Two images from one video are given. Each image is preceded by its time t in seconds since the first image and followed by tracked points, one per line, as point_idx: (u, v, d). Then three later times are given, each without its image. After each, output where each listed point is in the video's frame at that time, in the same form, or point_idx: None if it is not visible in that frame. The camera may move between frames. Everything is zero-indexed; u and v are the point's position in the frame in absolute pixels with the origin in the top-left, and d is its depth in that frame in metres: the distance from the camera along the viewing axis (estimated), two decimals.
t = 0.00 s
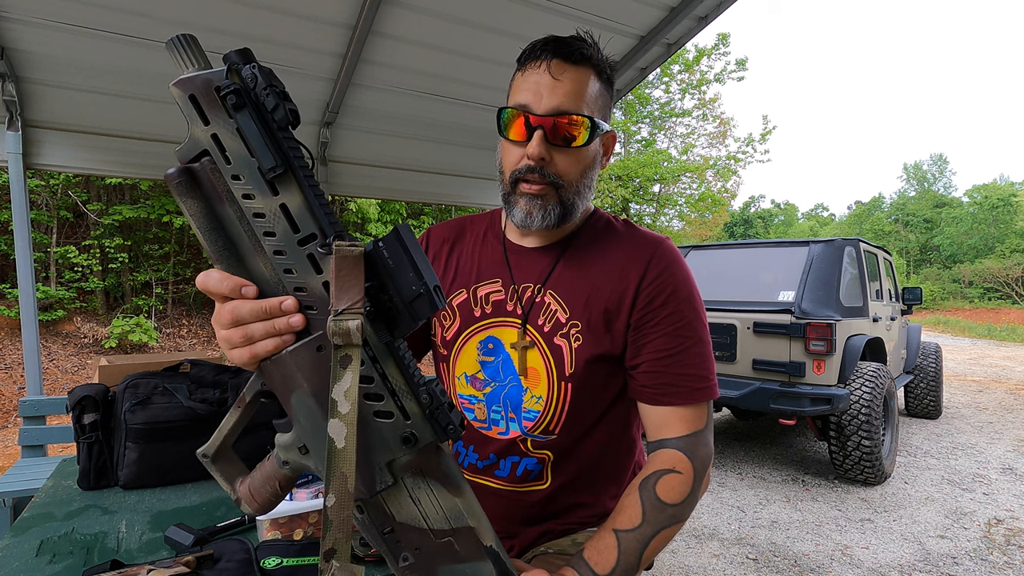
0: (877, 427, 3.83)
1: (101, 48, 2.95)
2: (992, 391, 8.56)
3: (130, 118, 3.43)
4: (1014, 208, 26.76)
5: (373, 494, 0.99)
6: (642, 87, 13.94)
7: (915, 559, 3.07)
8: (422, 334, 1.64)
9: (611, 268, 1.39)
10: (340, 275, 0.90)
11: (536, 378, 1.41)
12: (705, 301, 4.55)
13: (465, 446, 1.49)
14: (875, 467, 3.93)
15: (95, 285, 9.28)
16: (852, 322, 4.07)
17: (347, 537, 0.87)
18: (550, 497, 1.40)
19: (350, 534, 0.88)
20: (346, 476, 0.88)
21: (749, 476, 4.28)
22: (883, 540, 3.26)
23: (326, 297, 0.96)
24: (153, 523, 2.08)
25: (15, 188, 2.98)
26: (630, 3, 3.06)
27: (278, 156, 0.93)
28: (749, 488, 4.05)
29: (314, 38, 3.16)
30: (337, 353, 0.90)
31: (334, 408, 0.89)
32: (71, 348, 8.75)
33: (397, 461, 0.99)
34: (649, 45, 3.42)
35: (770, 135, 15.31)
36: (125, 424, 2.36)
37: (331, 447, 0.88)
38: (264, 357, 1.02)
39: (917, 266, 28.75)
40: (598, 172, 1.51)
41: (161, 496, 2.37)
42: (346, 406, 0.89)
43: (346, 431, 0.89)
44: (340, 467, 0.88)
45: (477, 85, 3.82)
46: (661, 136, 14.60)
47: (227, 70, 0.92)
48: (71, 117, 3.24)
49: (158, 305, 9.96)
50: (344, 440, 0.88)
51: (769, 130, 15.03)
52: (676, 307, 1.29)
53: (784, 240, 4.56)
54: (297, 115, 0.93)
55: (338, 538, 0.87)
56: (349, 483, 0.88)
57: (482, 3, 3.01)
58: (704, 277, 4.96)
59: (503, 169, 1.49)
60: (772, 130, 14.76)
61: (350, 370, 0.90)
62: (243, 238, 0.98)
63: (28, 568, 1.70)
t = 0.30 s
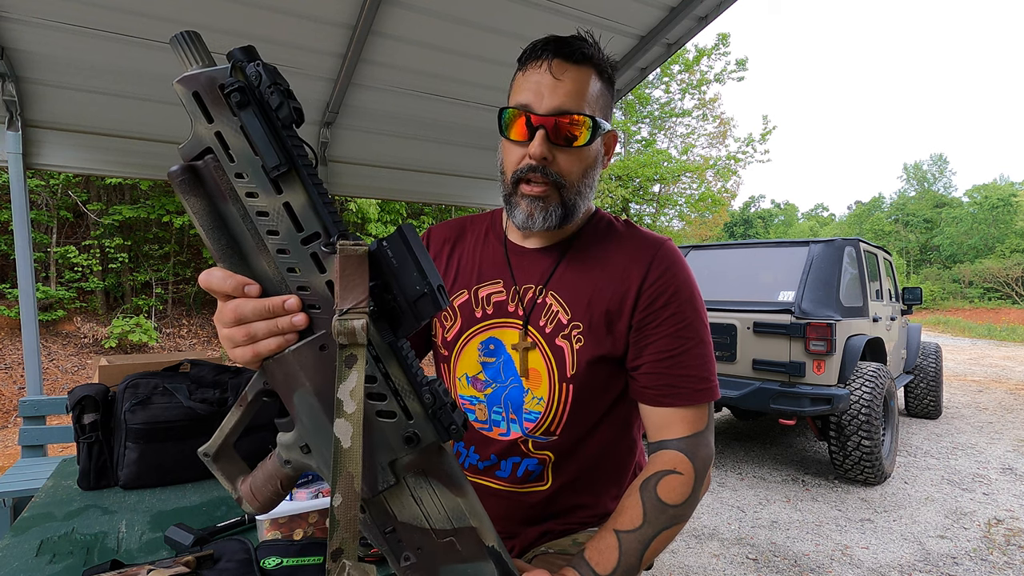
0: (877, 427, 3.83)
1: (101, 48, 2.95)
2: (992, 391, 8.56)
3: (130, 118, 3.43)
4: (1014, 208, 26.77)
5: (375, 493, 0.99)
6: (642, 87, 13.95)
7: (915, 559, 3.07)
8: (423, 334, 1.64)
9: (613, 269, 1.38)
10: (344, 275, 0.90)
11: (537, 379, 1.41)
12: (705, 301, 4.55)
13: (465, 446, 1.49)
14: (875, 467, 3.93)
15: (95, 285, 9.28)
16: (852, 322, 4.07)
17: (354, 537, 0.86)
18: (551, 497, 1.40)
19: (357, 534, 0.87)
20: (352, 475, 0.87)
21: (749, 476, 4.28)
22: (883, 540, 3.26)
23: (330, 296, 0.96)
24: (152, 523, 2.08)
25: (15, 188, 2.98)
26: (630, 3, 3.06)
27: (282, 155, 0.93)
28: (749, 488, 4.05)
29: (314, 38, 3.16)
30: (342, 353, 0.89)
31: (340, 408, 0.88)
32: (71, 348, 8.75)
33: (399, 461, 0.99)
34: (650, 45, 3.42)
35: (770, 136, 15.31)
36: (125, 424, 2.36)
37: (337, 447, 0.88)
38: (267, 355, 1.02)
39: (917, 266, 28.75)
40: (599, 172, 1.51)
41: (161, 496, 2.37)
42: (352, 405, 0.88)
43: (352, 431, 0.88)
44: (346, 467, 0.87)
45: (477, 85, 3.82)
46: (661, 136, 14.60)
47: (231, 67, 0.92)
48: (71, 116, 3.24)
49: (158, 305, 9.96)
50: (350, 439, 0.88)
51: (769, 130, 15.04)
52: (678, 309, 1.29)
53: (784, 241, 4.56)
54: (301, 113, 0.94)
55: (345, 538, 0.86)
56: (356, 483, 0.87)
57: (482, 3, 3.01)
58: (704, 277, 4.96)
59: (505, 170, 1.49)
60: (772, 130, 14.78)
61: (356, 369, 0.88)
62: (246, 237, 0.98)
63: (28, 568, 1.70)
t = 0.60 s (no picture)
0: (877, 427, 3.83)
1: (100, 48, 2.95)
2: (992, 392, 8.56)
3: (130, 118, 3.43)
4: (1014, 208, 26.76)
5: (375, 491, 0.99)
6: (642, 87, 13.95)
7: (915, 559, 3.07)
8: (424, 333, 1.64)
9: (610, 266, 1.39)
10: (346, 272, 0.90)
11: (537, 374, 1.41)
12: (705, 301, 4.55)
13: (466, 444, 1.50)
14: (875, 467, 3.93)
15: (95, 285, 9.29)
16: (852, 322, 4.07)
17: (351, 533, 0.86)
18: (551, 495, 1.40)
19: (354, 530, 0.87)
20: (350, 473, 0.87)
21: (749, 476, 4.28)
22: (883, 540, 3.26)
23: (332, 293, 0.96)
24: (153, 523, 2.08)
25: (15, 188, 2.98)
26: (630, 3, 3.06)
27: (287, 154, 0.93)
28: (749, 488, 4.05)
29: (314, 38, 3.16)
30: (342, 349, 0.89)
31: (340, 405, 0.88)
32: (71, 348, 8.76)
33: (400, 459, 0.99)
34: (650, 45, 3.42)
35: (770, 136, 15.30)
36: (124, 424, 2.36)
37: (336, 444, 0.88)
38: (269, 352, 1.02)
39: (917, 266, 28.75)
40: (600, 163, 1.53)
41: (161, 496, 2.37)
42: (352, 402, 0.88)
43: (350, 428, 0.88)
44: (344, 463, 0.87)
45: (477, 85, 3.82)
46: (661, 136, 14.60)
47: (237, 67, 0.92)
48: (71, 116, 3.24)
49: (158, 305, 9.96)
50: (349, 436, 0.88)
51: (769, 130, 15.04)
52: (675, 306, 1.30)
53: (784, 241, 4.56)
54: (306, 113, 0.94)
55: (342, 534, 0.86)
56: (353, 480, 0.87)
57: (482, 3, 3.01)
58: (704, 277, 4.96)
59: (509, 160, 1.47)
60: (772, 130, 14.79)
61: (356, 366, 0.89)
62: (251, 235, 0.98)
63: (28, 568, 1.70)
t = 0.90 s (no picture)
0: (877, 427, 3.83)
1: (100, 48, 2.95)
2: (992, 391, 8.56)
3: (130, 118, 3.43)
4: (1014, 208, 26.75)
5: (370, 485, 0.98)
6: (642, 87, 13.95)
7: (915, 559, 3.07)
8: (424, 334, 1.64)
9: (607, 269, 1.39)
10: (348, 268, 0.90)
11: (535, 376, 1.41)
12: (705, 301, 4.55)
13: (463, 444, 1.50)
14: (875, 467, 3.93)
15: (95, 285, 9.29)
16: (852, 322, 4.07)
17: (353, 521, 0.87)
18: (549, 495, 1.40)
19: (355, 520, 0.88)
20: (352, 463, 0.88)
21: (749, 476, 4.29)
22: (883, 540, 3.26)
23: (334, 290, 0.96)
24: (153, 523, 2.08)
25: (15, 189, 2.98)
26: (630, 3, 3.06)
27: (294, 153, 0.93)
28: (749, 488, 4.05)
29: (314, 38, 3.16)
30: (343, 344, 0.90)
31: (341, 398, 0.88)
32: (71, 348, 8.76)
33: (394, 453, 0.99)
34: (650, 45, 3.42)
35: (770, 135, 15.30)
36: (125, 424, 2.36)
37: (338, 436, 0.88)
38: (272, 346, 1.02)
39: (917, 266, 28.75)
40: (603, 163, 1.53)
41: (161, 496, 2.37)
42: (353, 395, 0.89)
43: (352, 420, 0.88)
44: (346, 454, 0.88)
45: (477, 85, 3.82)
46: (661, 136, 14.59)
47: (249, 70, 0.93)
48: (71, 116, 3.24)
49: (158, 305, 9.95)
50: (350, 428, 0.88)
51: (769, 130, 15.05)
52: (672, 309, 1.29)
53: (784, 241, 4.56)
54: (314, 116, 0.93)
55: (343, 523, 0.87)
56: (355, 470, 0.88)
57: (482, 3, 3.01)
58: (704, 277, 4.96)
59: (514, 157, 1.47)
60: (772, 130, 14.81)
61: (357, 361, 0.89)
62: (256, 232, 0.98)
63: (28, 568, 1.70)
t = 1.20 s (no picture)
0: (877, 427, 3.83)
1: (100, 48, 2.95)
2: (992, 392, 8.56)
3: (130, 118, 3.43)
4: (1015, 208, 26.75)
5: (362, 492, 0.99)
6: (642, 87, 13.94)
7: (915, 559, 3.07)
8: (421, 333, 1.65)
9: (605, 265, 1.39)
10: (323, 276, 0.90)
11: (534, 374, 1.41)
12: (705, 301, 4.55)
13: (463, 445, 1.50)
14: (875, 467, 3.93)
15: (95, 285, 9.29)
16: (852, 322, 4.07)
17: (333, 530, 0.88)
18: (549, 495, 1.40)
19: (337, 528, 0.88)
20: (331, 472, 0.89)
21: (749, 476, 4.29)
22: (883, 540, 3.26)
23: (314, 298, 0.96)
24: (152, 523, 2.08)
25: (15, 188, 2.98)
26: (630, 3, 3.06)
27: (267, 163, 0.93)
28: (749, 488, 4.05)
29: (313, 38, 3.16)
30: (322, 352, 0.91)
31: (320, 406, 0.90)
32: (71, 348, 8.77)
33: (385, 460, 0.99)
34: (650, 45, 3.42)
35: (770, 135, 15.30)
36: (125, 424, 2.36)
37: (318, 444, 0.90)
38: (255, 358, 1.01)
39: (917, 266, 28.76)
40: (599, 161, 1.52)
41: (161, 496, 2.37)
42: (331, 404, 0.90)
43: (331, 429, 0.90)
44: (326, 463, 0.89)
45: (477, 85, 3.82)
46: (661, 136, 14.60)
47: (217, 81, 0.93)
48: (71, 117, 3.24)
49: (158, 305, 9.96)
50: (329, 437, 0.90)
51: (769, 130, 15.06)
52: (670, 304, 1.29)
53: (784, 240, 4.56)
54: (284, 123, 0.94)
55: (325, 531, 0.88)
56: (334, 479, 0.88)
57: (482, 3, 3.01)
58: (704, 277, 4.96)
59: (509, 159, 1.47)
60: (772, 130, 14.82)
61: (336, 369, 0.90)
62: (234, 243, 0.98)
63: (28, 567, 1.70)
